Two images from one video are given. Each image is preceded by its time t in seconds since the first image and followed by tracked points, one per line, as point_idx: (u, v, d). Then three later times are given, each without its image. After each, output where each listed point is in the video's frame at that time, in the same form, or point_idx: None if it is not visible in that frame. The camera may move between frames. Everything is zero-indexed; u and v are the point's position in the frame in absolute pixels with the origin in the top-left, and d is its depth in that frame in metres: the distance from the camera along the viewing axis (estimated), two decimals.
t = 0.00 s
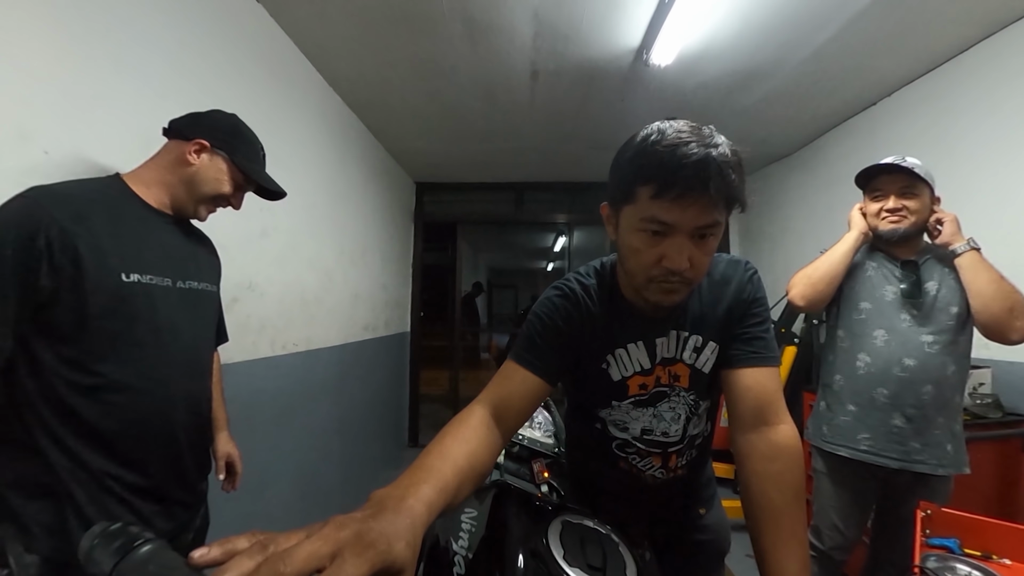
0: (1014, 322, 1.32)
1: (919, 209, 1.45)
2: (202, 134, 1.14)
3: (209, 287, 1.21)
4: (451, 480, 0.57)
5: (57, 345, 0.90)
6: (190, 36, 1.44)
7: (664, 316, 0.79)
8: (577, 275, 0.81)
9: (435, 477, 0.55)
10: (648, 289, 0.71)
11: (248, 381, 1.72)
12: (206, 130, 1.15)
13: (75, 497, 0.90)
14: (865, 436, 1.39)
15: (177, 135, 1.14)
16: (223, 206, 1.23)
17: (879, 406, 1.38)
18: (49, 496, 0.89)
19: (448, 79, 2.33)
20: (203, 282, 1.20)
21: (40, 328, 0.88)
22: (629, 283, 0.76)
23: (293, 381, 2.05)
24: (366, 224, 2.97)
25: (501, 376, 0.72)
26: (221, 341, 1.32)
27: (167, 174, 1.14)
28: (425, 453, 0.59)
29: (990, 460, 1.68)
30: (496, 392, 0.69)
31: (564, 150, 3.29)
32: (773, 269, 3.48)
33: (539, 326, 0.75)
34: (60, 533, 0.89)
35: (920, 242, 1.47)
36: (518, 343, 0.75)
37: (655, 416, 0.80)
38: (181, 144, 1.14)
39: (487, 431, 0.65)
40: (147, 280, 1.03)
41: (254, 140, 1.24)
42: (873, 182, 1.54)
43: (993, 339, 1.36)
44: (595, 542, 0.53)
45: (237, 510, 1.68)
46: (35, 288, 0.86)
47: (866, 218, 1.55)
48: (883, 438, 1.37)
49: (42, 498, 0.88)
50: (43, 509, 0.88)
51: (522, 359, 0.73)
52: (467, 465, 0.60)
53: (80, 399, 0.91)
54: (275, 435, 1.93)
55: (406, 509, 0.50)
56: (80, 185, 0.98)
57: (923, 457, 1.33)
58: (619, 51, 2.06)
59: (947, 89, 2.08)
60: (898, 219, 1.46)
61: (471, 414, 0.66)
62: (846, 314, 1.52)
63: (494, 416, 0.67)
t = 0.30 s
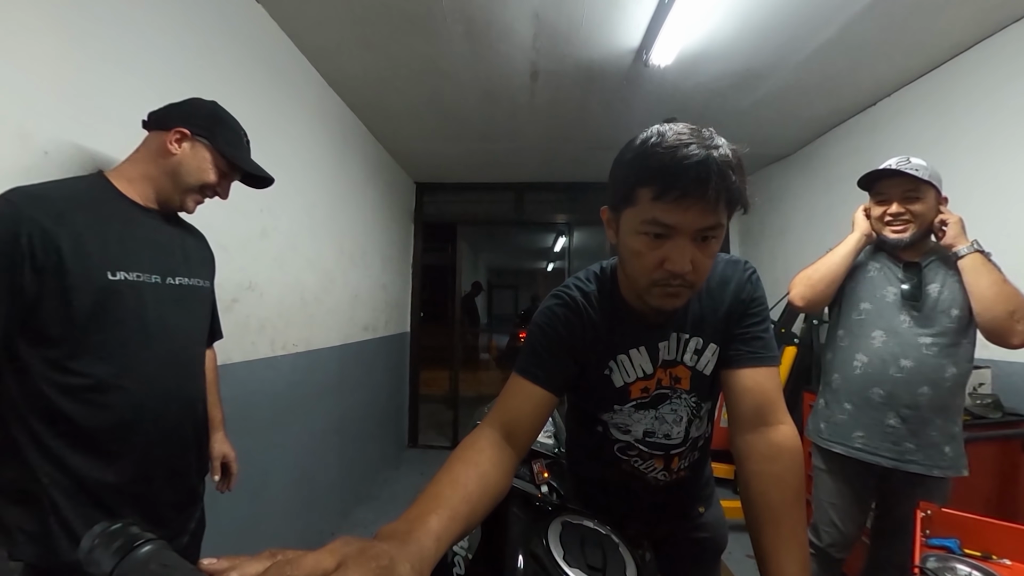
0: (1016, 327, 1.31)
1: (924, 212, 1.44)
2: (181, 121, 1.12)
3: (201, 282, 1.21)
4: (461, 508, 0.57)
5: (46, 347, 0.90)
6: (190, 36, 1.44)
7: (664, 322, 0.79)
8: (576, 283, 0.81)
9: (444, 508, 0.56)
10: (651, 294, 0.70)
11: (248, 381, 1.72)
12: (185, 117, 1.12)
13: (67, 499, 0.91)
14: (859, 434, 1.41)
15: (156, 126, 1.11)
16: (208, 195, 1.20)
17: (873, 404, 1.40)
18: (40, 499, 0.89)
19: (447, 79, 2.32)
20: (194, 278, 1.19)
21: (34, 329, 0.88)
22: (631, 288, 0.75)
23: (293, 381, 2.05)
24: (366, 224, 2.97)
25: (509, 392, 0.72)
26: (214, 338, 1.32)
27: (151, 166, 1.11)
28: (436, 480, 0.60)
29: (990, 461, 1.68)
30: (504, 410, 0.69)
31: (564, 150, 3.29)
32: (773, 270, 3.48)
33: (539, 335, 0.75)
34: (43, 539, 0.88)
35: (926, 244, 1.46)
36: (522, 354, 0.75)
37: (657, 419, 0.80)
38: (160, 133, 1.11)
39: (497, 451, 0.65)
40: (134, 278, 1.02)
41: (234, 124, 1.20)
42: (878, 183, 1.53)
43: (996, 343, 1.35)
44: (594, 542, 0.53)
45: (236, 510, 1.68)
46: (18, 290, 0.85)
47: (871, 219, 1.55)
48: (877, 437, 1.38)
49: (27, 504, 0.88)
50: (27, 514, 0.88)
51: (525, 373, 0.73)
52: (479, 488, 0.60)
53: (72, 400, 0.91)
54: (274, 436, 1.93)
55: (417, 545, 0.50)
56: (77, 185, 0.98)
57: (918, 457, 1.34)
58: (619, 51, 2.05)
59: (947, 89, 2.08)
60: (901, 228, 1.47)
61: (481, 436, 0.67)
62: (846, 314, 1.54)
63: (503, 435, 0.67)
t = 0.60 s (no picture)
0: (1012, 331, 1.30)
1: (931, 212, 1.43)
2: (161, 107, 1.09)
3: (198, 278, 1.21)
4: (458, 515, 0.57)
5: (39, 349, 0.90)
6: (190, 36, 1.44)
7: (666, 324, 0.79)
8: (579, 285, 0.80)
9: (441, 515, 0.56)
10: (658, 294, 0.70)
11: (248, 381, 1.72)
12: (166, 101, 1.09)
13: (58, 501, 0.90)
14: (842, 426, 1.48)
15: (139, 116, 1.08)
16: (201, 180, 1.17)
17: (858, 401, 1.46)
18: (29, 502, 0.88)
19: (447, 79, 2.32)
20: (190, 275, 1.19)
21: (30, 329, 0.88)
22: (636, 289, 0.75)
23: (293, 382, 2.05)
24: (366, 224, 2.97)
25: (507, 397, 0.71)
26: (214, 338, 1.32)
27: (138, 157, 1.09)
28: (432, 487, 0.60)
29: (990, 460, 1.68)
30: (502, 416, 0.69)
31: (564, 150, 3.28)
32: (773, 270, 3.49)
33: (541, 339, 0.74)
34: (34, 542, 0.88)
35: (933, 244, 1.46)
36: (522, 357, 0.75)
37: (659, 420, 0.80)
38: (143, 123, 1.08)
39: (494, 459, 0.65)
40: (127, 275, 1.02)
41: (216, 104, 1.16)
42: (893, 180, 1.53)
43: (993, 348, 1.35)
44: (594, 543, 0.53)
45: (236, 511, 1.68)
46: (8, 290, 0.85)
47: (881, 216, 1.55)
48: (857, 430, 1.44)
49: (16, 508, 0.88)
50: (17, 518, 0.88)
51: (525, 377, 0.72)
52: (473, 496, 0.60)
53: (65, 402, 0.91)
54: (274, 436, 1.93)
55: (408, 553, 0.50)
56: (73, 186, 0.98)
57: (896, 454, 1.38)
58: (619, 51, 2.05)
59: (947, 89, 2.07)
60: (908, 225, 1.46)
61: (477, 440, 0.66)
62: (846, 312, 1.59)
63: (501, 442, 0.67)
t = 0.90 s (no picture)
0: (1003, 314, 1.31)
1: (911, 209, 1.48)
2: (137, 97, 1.07)
3: (196, 278, 1.21)
4: (451, 499, 0.57)
5: (36, 350, 0.89)
6: (189, 36, 1.44)
7: (670, 323, 0.79)
8: (583, 285, 0.81)
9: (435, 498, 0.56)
10: (662, 292, 0.70)
11: (248, 382, 1.72)
12: (140, 91, 1.08)
13: (53, 502, 0.90)
14: (838, 425, 1.52)
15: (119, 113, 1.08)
16: (195, 161, 1.16)
17: (850, 398, 1.50)
18: (24, 503, 0.88)
19: (447, 79, 2.32)
20: (189, 274, 1.19)
21: (26, 329, 0.88)
22: (640, 287, 0.75)
23: (293, 382, 2.05)
24: (366, 224, 2.97)
25: (507, 391, 0.72)
26: (214, 338, 1.32)
27: (126, 149, 1.08)
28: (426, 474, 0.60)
29: (990, 460, 1.68)
30: (500, 409, 0.70)
31: (563, 150, 3.28)
32: (773, 270, 3.49)
33: (545, 337, 0.74)
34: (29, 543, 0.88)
35: (914, 242, 1.51)
36: (524, 354, 0.75)
37: (663, 420, 0.80)
38: (123, 118, 1.08)
39: (491, 449, 0.65)
40: (125, 274, 1.02)
41: (193, 84, 1.14)
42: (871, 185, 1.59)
43: (988, 335, 1.35)
44: (595, 543, 0.53)
45: (237, 512, 1.68)
46: (5, 290, 0.85)
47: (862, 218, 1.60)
48: (853, 429, 1.48)
49: (10, 509, 0.87)
50: (11, 519, 0.87)
51: (529, 373, 0.72)
52: (469, 483, 0.60)
53: (62, 402, 0.91)
54: (274, 436, 1.93)
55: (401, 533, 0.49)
56: (70, 187, 0.98)
57: (893, 450, 1.41)
58: (619, 51, 2.05)
59: (947, 89, 2.07)
60: (890, 223, 1.51)
61: (474, 431, 0.67)
62: (834, 312, 1.63)
63: (499, 433, 0.67)
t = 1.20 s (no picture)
0: (957, 299, 1.43)
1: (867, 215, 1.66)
2: (121, 94, 1.06)
3: (195, 278, 1.21)
4: (450, 486, 0.56)
5: (36, 350, 0.89)
6: (190, 35, 1.44)
7: (673, 320, 0.79)
8: (585, 283, 0.81)
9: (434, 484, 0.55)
10: (667, 288, 0.70)
11: (248, 382, 1.72)
12: (127, 85, 1.06)
13: (53, 503, 0.90)
14: (813, 419, 1.67)
15: (107, 113, 1.07)
16: (188, 155, 1.15)
17: (819, 393, 1.65)
18: (23, 505, 0.88)
19: (447, 79, 2.32)
20: (188, 274, 1.19)
21: (25, 329, 0.88)
22: (644, 283, 0.75)
23: (292, 382, 2.05)
24: (366, 224, 2.97)
25: (505, 383, 0.72)
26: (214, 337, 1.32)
27: (117, 147, 1.06)
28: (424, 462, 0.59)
29: (989, 460, 1.68)
30: (498, 399, 0.70)
31: (564, 151, 3.28)
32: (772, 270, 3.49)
33: (547, 335, 0.74)
34: (29, 544, 0.88)
35: (871, 246, 1.68)
36: (524, 352, 0.75)
37: (666, 420, 0.80)
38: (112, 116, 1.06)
39: (488, 438, 0.65)
40: (124, 274, 1.02)
41: (178, 74, 1.12)
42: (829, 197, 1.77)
43: (944, 322, 1.46)
44: (594, 544, 0.53)
45: (236, 512, 1.68)
46: (5, 291, 0.85)
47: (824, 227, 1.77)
48: (824, 421, 1.64)
49: (9, 511, 0.87)
50: (9, 521, 0.87)
51: (529, 370, 0.72)
52: (467, 470, 0.59)
53: (63, 403, 0.91)
54: (274, 436, 1.93)
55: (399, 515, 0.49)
56: (69, 186, 0.98)
57: (860, 440, 1.55)
58: (619, 52, 2.05)
59: (948, 90, 2.07)
60: (849, 228, 1.68)
61: (471, 422, 0.66)
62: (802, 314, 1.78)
63: (496, 423, 0.67)
